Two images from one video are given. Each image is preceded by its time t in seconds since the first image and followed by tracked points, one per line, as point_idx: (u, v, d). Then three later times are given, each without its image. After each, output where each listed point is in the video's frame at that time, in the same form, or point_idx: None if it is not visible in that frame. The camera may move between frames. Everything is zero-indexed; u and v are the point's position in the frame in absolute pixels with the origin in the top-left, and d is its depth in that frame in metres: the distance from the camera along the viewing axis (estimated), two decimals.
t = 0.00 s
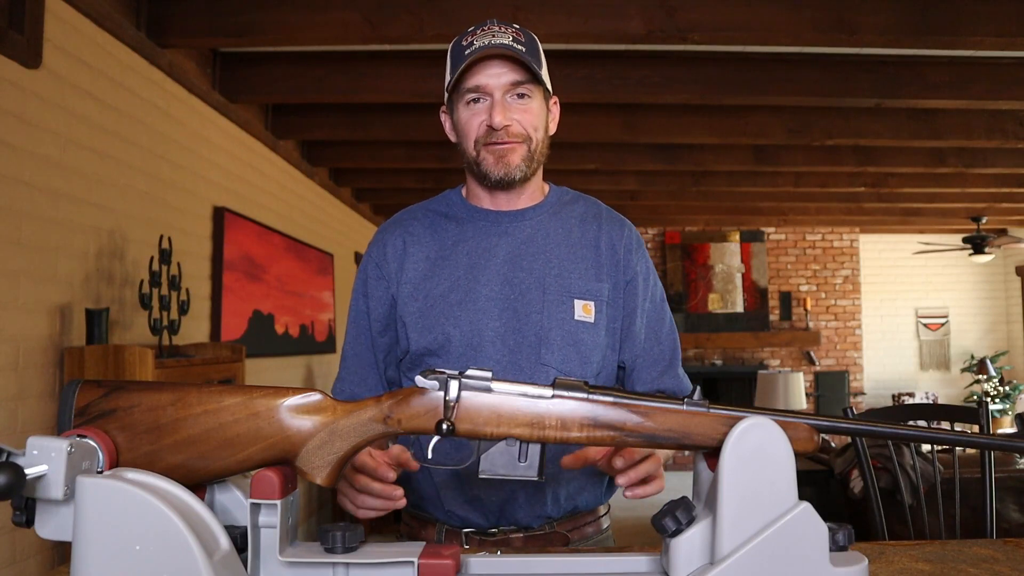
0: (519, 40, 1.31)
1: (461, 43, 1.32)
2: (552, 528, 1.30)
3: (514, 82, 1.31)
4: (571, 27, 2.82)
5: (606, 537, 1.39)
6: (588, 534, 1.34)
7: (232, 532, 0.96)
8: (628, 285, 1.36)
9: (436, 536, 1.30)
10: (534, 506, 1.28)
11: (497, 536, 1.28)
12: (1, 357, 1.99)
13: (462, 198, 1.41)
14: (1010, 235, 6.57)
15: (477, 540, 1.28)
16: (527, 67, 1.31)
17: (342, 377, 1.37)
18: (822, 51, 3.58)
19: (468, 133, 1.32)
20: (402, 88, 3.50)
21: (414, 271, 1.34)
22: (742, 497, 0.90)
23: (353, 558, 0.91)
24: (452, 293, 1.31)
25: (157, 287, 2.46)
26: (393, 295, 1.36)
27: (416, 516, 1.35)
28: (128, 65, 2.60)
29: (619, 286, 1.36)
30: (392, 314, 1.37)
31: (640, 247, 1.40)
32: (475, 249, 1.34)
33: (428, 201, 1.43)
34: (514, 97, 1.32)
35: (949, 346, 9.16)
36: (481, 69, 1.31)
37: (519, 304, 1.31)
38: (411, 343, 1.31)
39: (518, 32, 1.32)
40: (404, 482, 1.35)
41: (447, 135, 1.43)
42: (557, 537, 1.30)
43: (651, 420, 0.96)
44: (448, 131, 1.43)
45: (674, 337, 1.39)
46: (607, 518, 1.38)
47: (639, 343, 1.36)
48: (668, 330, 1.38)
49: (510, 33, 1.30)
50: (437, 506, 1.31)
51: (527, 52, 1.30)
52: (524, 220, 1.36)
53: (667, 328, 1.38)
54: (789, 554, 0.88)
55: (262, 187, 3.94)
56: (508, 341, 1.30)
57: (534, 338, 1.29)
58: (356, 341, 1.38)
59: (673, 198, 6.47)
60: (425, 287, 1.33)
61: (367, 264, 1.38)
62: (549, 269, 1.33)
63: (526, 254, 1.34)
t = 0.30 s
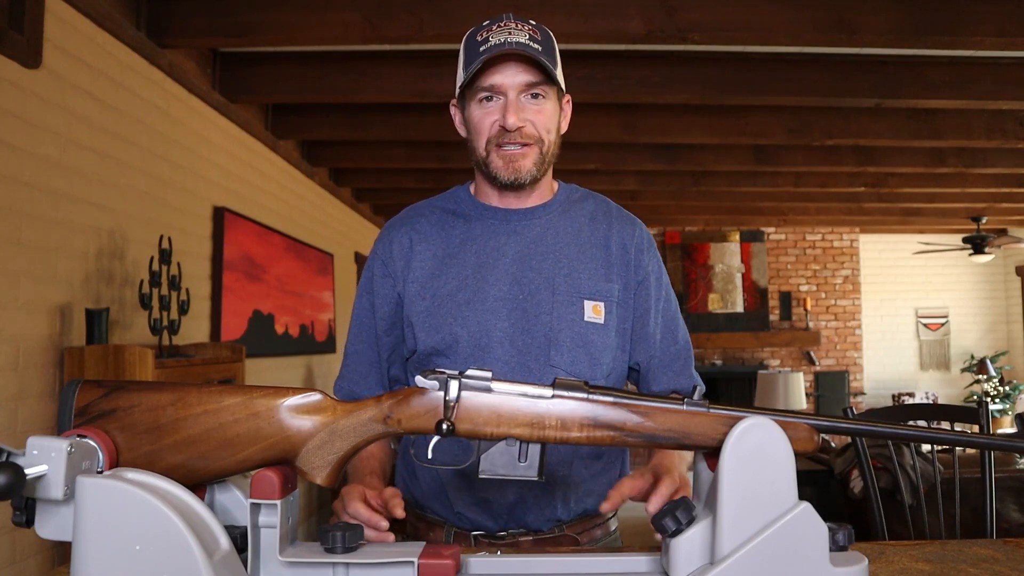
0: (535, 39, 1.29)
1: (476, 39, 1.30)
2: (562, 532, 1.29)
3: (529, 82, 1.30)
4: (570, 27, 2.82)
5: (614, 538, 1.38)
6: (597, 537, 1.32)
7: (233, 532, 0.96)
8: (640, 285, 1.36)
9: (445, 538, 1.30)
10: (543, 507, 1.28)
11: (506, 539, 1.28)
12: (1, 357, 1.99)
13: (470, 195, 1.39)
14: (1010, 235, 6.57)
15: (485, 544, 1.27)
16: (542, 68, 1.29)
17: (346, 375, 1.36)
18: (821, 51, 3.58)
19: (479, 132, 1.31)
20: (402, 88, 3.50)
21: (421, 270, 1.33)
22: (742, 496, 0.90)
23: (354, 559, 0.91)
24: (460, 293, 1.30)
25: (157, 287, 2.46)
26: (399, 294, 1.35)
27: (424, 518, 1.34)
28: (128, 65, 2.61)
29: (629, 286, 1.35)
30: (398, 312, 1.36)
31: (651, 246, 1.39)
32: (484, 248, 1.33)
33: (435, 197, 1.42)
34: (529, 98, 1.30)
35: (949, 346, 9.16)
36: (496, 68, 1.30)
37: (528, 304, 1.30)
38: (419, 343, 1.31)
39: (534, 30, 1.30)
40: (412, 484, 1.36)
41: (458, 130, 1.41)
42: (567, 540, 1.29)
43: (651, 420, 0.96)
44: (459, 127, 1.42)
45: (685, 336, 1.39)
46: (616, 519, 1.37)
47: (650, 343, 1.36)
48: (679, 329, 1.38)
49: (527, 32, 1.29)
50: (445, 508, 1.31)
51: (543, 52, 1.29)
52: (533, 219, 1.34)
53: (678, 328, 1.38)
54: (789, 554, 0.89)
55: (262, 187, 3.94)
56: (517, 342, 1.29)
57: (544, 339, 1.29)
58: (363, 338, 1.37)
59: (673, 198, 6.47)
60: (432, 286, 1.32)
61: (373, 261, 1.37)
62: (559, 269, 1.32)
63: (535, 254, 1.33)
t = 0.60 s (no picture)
0: (550, 31, 1.26)
1: (489, 32, 1.28)
2: (574, 537, 1.27)
3: (543, 76, 1.27)
4: (571, 27, 2.82)
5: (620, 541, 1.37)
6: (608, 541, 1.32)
7: (232, 532, 0.97)
8: (654, 285, 1.34)
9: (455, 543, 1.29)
10: (556, 513, 1.27)
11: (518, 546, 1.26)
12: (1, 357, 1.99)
13: (480, 191, 1.37)
14: (1010, 235, 6.57)
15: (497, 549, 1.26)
16: (557, 60, 1.26)
17: (352, 375, 1.35)
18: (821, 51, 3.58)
19: (492, 127, 1.28)
20: (402, 88, 3.50)
21: (430, 269, 1.31)
22: (742, 496, 0.90)
23: (354, 559, 0.91)
24: (470, 294, 1.28)
25: (157, 287, 2.46)
26: (406, 294, 1.33)
27: (435, 523, 1.33)
28: (128, 65, 2.61)
29: (643, 287, 1.33)
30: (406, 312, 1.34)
31: (665, 246, 1.37)
32: (494, 248, 1.31)
33: (443, 194, 1.40)
34: (543, 92, 1.27)
35: (949, 346, 9.16)
36: (509, 62, 1.27)
37: (541, 306, 1.28)
38: (429, 344, 1.28)
39: (549, 23, 1.28)
40: (421, 490, 1.34)
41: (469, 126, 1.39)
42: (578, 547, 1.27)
43: (651, 420, 0.96)
44: (470, 121, 1.40)
45: (698, 336, 1.38)
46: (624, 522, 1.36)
47: (664, 344, 1.35)
48: (692, 329, 1.37)
49: (541, 24, 1.26)
50: (455, 513, 1.30)
51: (558, 45, 1.26)
52: (546, 217, 1.32)
53: (691, 327, 1.37)
54: (790, 554, 0.88)
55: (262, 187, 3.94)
56: (529, 344, 1.27)
57: (557, 342, 1.27)
58: (369, 338, 1.35)
59: (673, 198, 6.47)
60: (441, 286, 1.30)
61: (380, 260, 1.35)
62: (572, 270, 1.30)
63: (547, 254, 1.30)
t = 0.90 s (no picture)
0: (560, 25, 1.23)
1: (497, 25, 1.25)
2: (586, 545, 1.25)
3: (553, 73, 1.24)
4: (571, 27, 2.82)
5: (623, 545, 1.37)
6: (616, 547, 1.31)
7: (232, 532, 0.97)
8: (667, 288, 1.33)
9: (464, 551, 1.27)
10: (566, 520, 1.24)
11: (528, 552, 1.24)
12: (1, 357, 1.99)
13: (487, 189, 1.35)
14: (1010, 235, 6.58)
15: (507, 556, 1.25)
16: (568, 56, 1.23)
17: (355, 374, 1.36)
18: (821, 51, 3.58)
19: (500, 126, 1.25)
20: (402, 88, 3.50)
21: (435, 270, 1.30)
22: (742, 495, 0.90)
23: (354, 558, 0.91)
24: (477, 297, 1.27)
25: (157, 287, 2.46)
26: (410, 294, 1.32)
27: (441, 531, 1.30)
28: (128, 65, 2.60)
29: (656, 290, 1.31)
30: (410, 312, 1.34)
31: (678, 247, 1.35)
32: (502, 249, 1.29)
33: (449, 192, 1.38)
34: (553, 90, 1.24)
35: (949, 346, 9.16)
36: (518, 58, 1.24)
37: (551, 309, 1.26)
38: (434, 347, 1.27)
39: (559, 16, 1.25)
40: (428, 494, 1.32)
41: (477, 123, 1.36)
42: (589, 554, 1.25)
43: (651, 420, 0.96)
44: (478, 117, 1.37)
45: (708, 339, 1.38)
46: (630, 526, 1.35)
47: (675, 347, 1.34)
48: (703, 333, 1.37)
49: (551, 18, 1.23)
50: (465, 519, 1.28)
51: (568, 39, 1.23)
52: (557, 217, 1.31)
53: (702, 331, 1.37)
54: (789, 553, 0.88)
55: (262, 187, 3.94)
56: (538, 348, 1.25)
57: (567, 346, 1.25)
58: (372, 338, 1.36)
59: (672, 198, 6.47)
60: (447, 287, 1.28)
61: (383, 261, 1.34)
62: (583, 272, 1.28)
63: (558, 256, 1.28)
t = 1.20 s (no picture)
0: (568, 18, 1.23)
1: (502, 19, 1.25)
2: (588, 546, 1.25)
3: (561, 68, 1.23)
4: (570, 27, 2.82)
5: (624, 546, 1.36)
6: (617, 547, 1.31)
7: (233, 532, 0.97)
8: (675, 291, 1.32)
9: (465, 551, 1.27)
10: (569, 522, 1.24)
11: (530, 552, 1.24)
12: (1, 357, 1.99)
13: (491, 186, 1.35)
14: (1010, 235, 6.58)
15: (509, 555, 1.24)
16: (576, 50, 1.23)
17: (355, 371, 1.37)
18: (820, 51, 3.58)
19: (504, 123, 1.25)
20: (402, 88, 3.51)
21: (437, 271, 1.30)
22: (742, 495, 0.90)
23: (354, 559, 0.91)
24: (480, 300, 1.26)
25: (157, 287, 2.46)
26: (411, 294, 1.32)
27: (442, 534, 1.30)
28: (128, 65, 2.60)
29: (662, 293, 1.31)
30: (410, 311, 1.34)
31: (685, 249, 1.35)
32: (505, 251, 1.29)
33: (452, 189, 1.38)
34: (560, 85, 1.24)
35: (949, 346, 9.16)
36: (524, 53, 1.23)
37: (555, 314, 1.26)
38: (436, 348, 1.27)
39: (567, 9, 1.24)
40: (429, 494, 1.32)
41: (480, 118, 1.35)
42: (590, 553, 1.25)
43: (651, 420, 0.96)
44: (481, 114, 1.36)
45: (714, 340, 1.38)
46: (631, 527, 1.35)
47: (682, 349, 1.34)
48: (710, 334, 1.37)
49: (559, 11, 1.23)
50: (466, 523, 1.28)
51: (577, 33, 1.22)
52: (563, 218, 1.30)
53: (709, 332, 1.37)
54: (790, 553, 0.89)
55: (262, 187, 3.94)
56: (541, 352, 1.25)
57: (572, 352, 1.25)
58: (372, 336, 1.36)
59: (672, 198, 6.47)
60: (449, 289, 1.28)
61: (384, 259, 1.34)
62: (588, 276, 1.27)
63: (562, 259, 1.28)
